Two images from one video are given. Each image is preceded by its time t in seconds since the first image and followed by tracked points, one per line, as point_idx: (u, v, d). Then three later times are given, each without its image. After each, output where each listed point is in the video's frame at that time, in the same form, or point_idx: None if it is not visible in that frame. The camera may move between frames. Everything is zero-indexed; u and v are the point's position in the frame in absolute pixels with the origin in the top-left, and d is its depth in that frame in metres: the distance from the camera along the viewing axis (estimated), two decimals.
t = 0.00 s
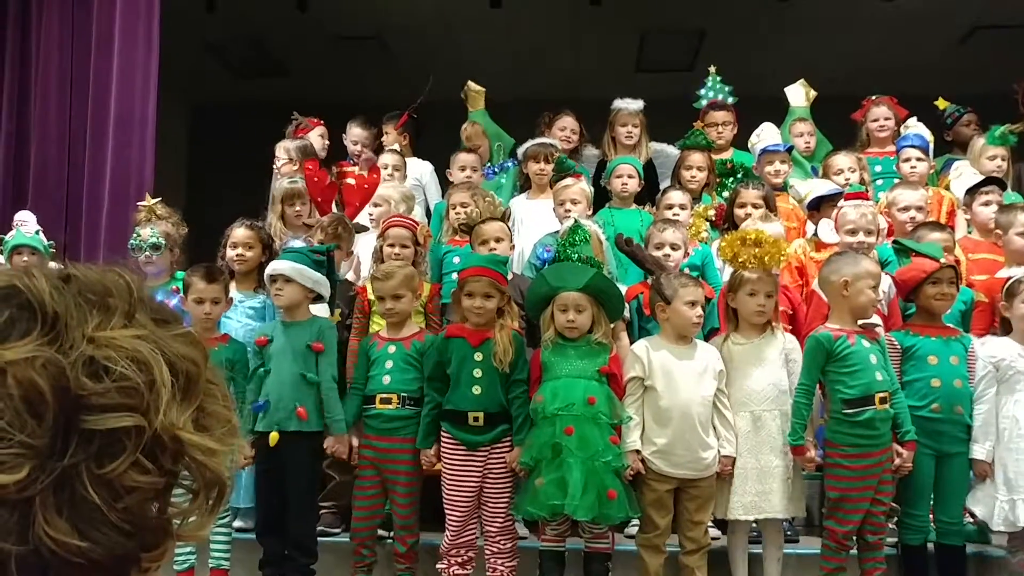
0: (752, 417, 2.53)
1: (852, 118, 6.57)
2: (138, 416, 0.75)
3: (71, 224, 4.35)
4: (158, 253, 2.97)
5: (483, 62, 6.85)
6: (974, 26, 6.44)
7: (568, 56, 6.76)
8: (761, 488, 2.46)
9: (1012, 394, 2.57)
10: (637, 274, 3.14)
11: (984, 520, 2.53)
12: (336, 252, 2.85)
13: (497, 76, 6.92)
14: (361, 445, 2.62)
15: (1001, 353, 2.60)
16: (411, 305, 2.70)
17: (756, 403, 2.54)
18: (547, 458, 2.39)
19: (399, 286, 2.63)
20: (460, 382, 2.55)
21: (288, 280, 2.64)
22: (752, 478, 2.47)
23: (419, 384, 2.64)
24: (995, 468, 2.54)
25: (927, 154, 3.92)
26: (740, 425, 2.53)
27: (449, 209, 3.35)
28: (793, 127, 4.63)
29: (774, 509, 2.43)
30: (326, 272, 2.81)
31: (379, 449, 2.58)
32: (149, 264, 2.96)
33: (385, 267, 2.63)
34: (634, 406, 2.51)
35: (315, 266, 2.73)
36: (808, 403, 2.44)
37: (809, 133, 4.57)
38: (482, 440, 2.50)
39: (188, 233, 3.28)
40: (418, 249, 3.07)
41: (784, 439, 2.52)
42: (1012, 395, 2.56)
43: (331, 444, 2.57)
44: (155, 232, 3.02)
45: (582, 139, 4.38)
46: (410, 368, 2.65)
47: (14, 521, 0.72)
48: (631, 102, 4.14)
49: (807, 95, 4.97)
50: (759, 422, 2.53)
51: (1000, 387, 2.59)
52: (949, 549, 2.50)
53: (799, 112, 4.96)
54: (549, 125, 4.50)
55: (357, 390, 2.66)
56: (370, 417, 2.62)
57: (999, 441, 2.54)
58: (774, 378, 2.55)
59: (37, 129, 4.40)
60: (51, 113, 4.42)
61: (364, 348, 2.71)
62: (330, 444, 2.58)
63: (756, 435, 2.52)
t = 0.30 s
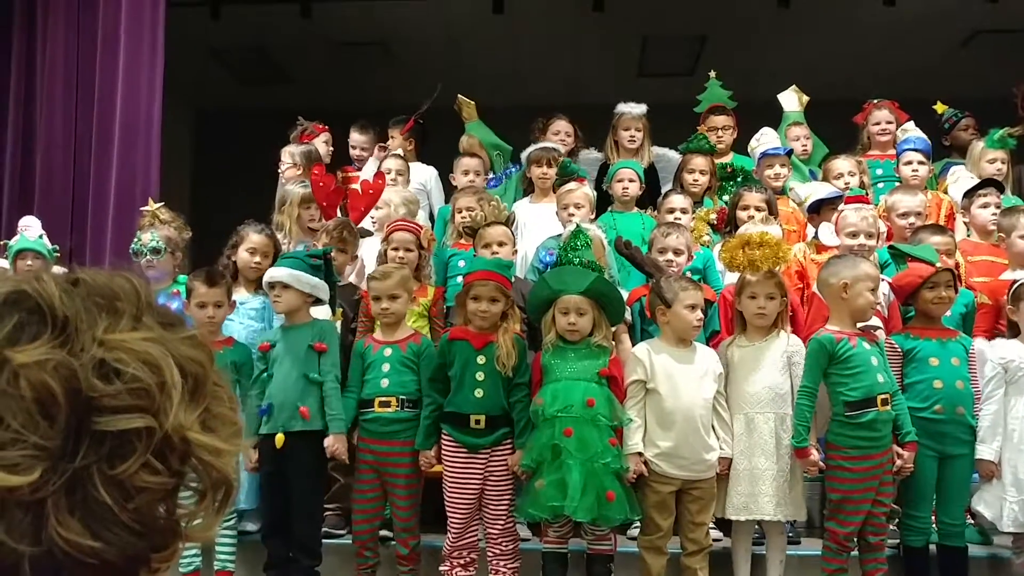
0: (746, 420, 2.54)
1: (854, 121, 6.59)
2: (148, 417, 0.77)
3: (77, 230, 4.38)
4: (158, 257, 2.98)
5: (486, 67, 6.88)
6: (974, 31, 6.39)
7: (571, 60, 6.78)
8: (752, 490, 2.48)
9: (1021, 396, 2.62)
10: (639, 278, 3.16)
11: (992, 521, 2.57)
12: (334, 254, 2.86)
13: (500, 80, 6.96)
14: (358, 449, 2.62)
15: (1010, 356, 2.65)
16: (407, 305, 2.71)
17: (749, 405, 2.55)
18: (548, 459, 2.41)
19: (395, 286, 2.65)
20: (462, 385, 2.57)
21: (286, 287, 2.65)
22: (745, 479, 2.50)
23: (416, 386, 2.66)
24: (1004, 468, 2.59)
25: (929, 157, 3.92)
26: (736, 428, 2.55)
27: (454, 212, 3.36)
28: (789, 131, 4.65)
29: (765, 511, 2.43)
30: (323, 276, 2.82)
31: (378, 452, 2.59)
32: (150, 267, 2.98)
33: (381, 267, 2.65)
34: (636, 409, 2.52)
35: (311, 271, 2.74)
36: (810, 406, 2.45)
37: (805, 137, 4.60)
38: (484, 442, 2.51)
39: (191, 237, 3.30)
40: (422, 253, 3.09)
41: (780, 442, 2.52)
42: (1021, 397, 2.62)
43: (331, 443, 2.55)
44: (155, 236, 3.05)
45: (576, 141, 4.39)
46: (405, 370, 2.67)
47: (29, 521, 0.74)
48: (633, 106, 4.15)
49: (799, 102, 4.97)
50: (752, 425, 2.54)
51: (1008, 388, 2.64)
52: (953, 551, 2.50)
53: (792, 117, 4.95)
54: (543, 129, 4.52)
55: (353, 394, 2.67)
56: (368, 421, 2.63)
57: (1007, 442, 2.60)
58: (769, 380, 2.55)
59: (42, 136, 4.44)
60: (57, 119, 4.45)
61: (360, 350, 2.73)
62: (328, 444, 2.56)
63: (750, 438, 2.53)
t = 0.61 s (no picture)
0: (752, 423, 2.53)
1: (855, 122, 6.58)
2: (151, 418, 0.77)
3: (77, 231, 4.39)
4: (156, 258, 2.98)
5: (487, 68, 6.88)
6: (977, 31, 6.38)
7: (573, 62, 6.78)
8: (757, 492, 2.48)
9: None
10: (641, 279, 3.16)
11: (999, 522, 2.55)
12: (334, 257, 2.84)
13: (501, 82, 6.96)
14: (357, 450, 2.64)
15: (1015, 357, 2.62)
16: (405, 306, 2.71)
17: (755, 408, 2.54)
18: (550, 461, 2.40)
19: (391, 287, 2.64)
20: (460, 386, 2.57)
21: (285, 287, 2.65)
22: (750, 482, 2.49)
23: (414, 389, 2.65)
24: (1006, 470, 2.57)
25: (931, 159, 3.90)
26: (740, 431, 2.55)
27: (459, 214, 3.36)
28: (789, 133, 4.64)
29: (770, 514, 2.44)
30: (324, 277, 2.80)
31: (378, 453, 2.59)
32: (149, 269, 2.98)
33: (376, 267, 2.65)
34: (639, 411, 2.51)
35: (311, 272, 2.72)
36: (814, 406, 2.44)
37: (804, 140, 4.58)
38: (481, 444, 2.50)
39: (191, 239, 3.30)
40: (425, 255, 3.09)
41: (786, 445, 2.51)
42: None
43: (336, 453, 2.57)
44: (153, 239, 3.05)
45: (575, 143, 4.40)
46: (403, 372, 2.67)
47: (32, 524, 0.74)
48: (634, 108, 4.15)
49: (800, 102, 4.96)
50: (759, 428, 2.53)
51: (1012, 389, 2.62)
52: (954, 552, 2.50)
53: (789, 118, 4.91)
54: (542, 132, 4.53)
55: (351, 398, 2.67)
56: (365, 424, 2.64)
57: (1008, 443, 2.58)
58: (777, 383, 2.54)
59: (43, 138, 4.44)
60: (58, 121, 4.45)
61: (359, 354, 2.73)
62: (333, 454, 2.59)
63: (756, 441, 2.52)
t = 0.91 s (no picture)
0: (764, 422, 2.53)
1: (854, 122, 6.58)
2: (150, 416, 0.77)
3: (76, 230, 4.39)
4: (155, 257, 2.98)
5: (487, 68, 6.88)
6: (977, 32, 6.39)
7: (573, 61, 6.78)
8: (772, 492, 2.47)
9: None
10: (640, 279, 3.15)
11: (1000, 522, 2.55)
12: (333, 256, 2.85)
13: (501, 81, 6.96)
14: (357, 450, 2.64)
15: (1016, 357, 2.63)
16: (404, 305, 2.71)
17: (769, 408, 2.54)
18: (550, 460, 2.40)
19: (391, 287, 2.64)
20: (459, 386, 2.57)
21: (282, 286, 2.65)
22: (762, 482, 2.48)
23: (413, 389, 2.65)
24: (1004, 470, 2.58)
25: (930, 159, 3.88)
26: (750, 431, 2.54)
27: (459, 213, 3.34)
28: (787, 135, 4.63)
29: (784, 514, 2.44)
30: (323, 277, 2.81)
31: (376, 453, 2.59)
32: (148, 268, 2.98)
33: (377, 266, 2.65)
34: (639, 411, 2.51)
35: (310, 271, 2.73)
36: (810, 405, 2.45)
37: (801, 141, 4.57)
38: (481, 444, 2.50)
39: (190, 238, 3.30)
40: (425, 255, 3.08)
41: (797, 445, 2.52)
42: None
43: (330, 456, 2.58)
44: (152, 238, 3.05)
45: (574, 143, 4.40)
46: (403, 373, 2.66)
47: (32, 523, 0.74)
48: (634, 109, 4.15)
49: (798, 102, 4.97)
50: (772, 428, 2.53)
51: (1012, 389, 2.62)
52: (954, 552, 2.50)
53: (789, 119, 4.97)
54: (542, 131, 4.53)
55: (347, 398, 2.67)
56: (365, 424, 2.63)
57: (1008, 443, 2.58)
58: (790, 384, 2.55)
59: (42, 137, 4.43)
60: (58, 120, 4.45)
61: (358, 353, 2.72)
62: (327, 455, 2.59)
63: (767, 441, 2.52)
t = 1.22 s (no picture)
0: (771, 420, 2.54)
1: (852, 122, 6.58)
2: (146, 414, 0.76)
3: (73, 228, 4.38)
4: (154, 255, 2.98)
5: (486, 67, 6.87)
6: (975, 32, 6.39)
7: (571, 60, 6.78)
8: (781, 491, 2.47)
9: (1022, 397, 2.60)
10: (638, 277, 3.14)
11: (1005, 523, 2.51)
12: (330, 254, 2.85)
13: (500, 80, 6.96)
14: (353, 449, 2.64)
15: (1014, 358, 2.63)
16: (401, 304, 2.71)
17: (774, 407, 2.55)
18: (545, 459, 2.40)
19: (389, 285, 2.64)
20: (460, 385, 2.56)
21: (277, 284, 2.65)
22: (771, 481, 2.47)
23: (409, 387, 2.65)
24: (1002, 470, 2.57)
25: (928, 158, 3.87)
26: (758, 429, 2.53)
27: (458, 212, 3.34)
28: (783, 135, 4.61)
29: (793, 513, 2.45)
30: (320, 274, 2.81)
31: (372, 452, 2.59)
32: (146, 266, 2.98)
33: (375, 264, 2.65)
34: (638, 410, 2.51)
35: (306, 269, 2.73)
36: (810, 408, 2.44)
37: (798, 140, 4.56)
38: (482, 443, 2.51)
39: (188, 236, 3.29)
40: (423, 253, 3.08)
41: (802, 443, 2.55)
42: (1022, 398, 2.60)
43: (329, 450, 2.55)
44: (150, 235, 3.05)
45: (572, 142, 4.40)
46: (398, 371, 2.66)
47: (28, 520, 0.73)
48: (632, 108, 4.15)
49: (796, 102, 4.97)
50: (778, 425, 2.54)
51: (1010, 389, 2.62)
52: (952, 552, 2.49)
53: (787, 119, 4.96)
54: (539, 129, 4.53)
55: (344, 393, 2.65)
56: (361, 421, 2.63)
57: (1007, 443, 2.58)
58: (793, 383, 2.57)
59: (39, 134, 4.42)
60: (55, 116, 4.44)
61: (353, 350, 2.72)
62: (325, 450, 2.57)
63: (775, 439, 2.53)
